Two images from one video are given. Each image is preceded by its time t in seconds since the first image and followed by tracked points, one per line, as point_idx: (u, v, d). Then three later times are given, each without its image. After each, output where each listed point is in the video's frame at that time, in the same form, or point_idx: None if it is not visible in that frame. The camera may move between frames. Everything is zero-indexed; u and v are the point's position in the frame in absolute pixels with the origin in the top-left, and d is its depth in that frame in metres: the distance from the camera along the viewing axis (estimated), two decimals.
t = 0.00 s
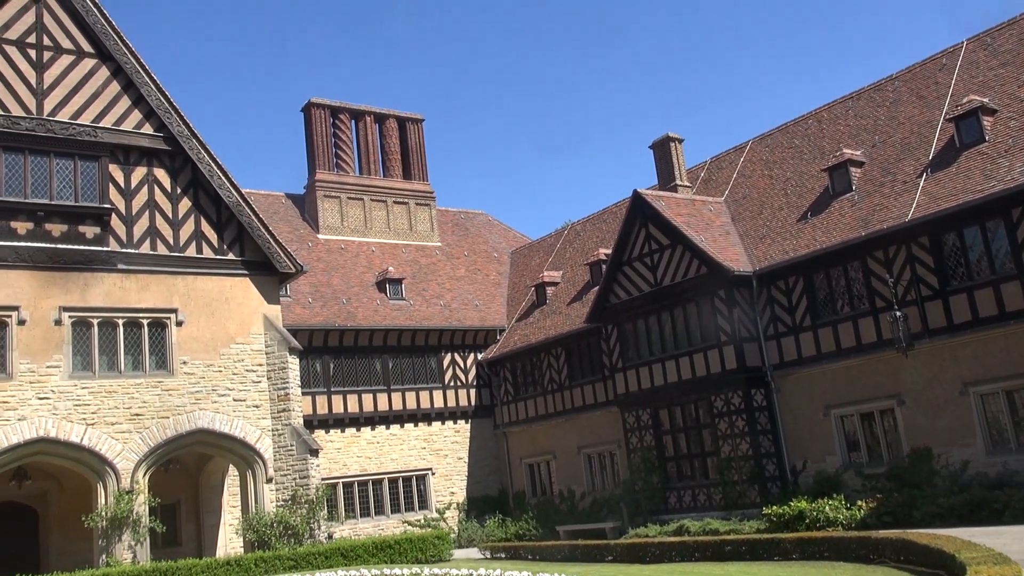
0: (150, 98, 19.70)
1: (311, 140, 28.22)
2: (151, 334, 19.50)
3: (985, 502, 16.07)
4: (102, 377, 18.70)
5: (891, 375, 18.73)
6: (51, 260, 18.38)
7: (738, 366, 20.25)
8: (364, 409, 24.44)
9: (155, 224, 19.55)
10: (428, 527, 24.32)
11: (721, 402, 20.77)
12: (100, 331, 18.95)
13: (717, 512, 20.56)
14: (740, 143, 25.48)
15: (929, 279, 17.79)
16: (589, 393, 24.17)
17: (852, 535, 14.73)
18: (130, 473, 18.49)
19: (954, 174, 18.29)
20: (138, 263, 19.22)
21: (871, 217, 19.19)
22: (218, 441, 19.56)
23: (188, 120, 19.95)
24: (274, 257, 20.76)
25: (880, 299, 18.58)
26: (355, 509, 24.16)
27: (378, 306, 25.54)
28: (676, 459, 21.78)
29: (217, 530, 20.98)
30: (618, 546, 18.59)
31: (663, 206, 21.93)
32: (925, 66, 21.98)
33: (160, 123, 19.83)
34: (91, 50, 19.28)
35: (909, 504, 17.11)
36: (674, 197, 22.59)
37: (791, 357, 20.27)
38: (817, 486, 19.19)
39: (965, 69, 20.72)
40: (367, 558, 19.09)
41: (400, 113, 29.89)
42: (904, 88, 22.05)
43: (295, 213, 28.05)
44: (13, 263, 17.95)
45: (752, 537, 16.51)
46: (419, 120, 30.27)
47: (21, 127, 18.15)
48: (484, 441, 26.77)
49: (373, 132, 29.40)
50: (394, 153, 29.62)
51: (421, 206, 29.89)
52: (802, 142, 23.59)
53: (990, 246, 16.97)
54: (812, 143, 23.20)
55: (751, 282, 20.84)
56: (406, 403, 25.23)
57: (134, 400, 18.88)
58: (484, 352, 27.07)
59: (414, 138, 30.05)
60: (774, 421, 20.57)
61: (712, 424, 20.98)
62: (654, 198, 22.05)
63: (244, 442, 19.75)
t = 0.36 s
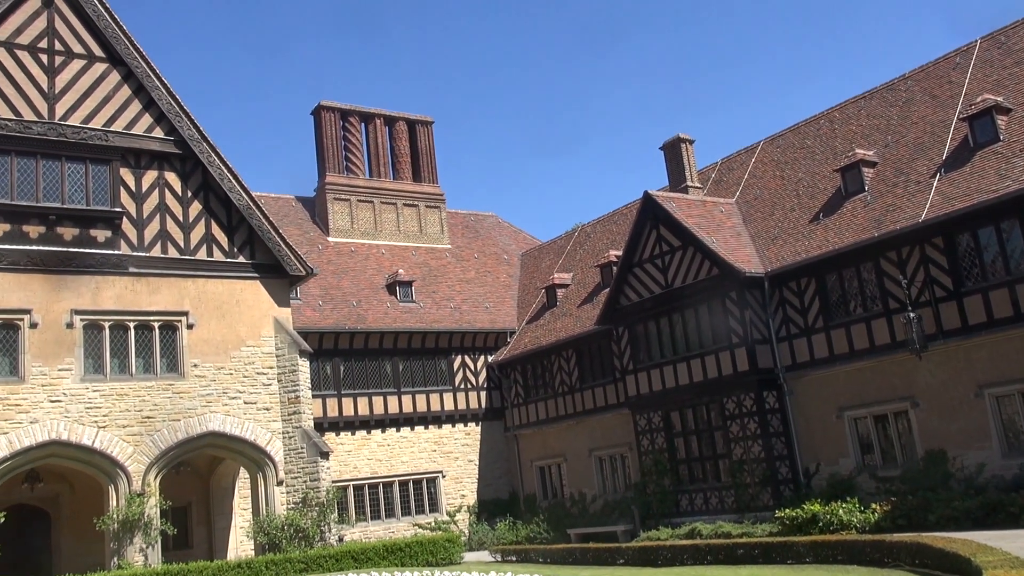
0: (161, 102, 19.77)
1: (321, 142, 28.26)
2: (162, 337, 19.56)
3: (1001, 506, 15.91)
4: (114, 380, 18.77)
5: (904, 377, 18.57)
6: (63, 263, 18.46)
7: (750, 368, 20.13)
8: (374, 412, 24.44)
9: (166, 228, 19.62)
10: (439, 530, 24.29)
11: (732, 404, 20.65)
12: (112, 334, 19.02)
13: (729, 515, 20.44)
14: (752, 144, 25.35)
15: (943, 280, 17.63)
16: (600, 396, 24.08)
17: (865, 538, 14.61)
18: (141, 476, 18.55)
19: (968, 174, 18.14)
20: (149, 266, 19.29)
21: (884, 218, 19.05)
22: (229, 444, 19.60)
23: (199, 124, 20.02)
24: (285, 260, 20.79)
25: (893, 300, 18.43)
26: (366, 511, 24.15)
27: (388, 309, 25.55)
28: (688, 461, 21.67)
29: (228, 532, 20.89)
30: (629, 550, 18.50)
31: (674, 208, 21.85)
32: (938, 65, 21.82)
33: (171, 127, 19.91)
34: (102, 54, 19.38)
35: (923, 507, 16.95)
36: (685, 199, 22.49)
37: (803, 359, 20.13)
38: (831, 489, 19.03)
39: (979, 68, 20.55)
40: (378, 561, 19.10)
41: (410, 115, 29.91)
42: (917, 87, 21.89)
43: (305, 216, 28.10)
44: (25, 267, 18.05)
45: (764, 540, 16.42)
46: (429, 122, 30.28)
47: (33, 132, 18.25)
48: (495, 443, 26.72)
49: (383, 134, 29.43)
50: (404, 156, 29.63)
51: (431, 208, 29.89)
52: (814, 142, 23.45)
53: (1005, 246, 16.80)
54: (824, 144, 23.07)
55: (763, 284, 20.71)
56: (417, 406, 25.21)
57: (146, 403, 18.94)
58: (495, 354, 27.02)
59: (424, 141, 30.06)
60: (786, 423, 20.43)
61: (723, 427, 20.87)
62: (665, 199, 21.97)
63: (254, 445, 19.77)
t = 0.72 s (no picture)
0: (167, 104, 19.65)
1: (327, 143, 28.13)
2: (168, 340, 19.42)
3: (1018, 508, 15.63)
4: (120, 384, 18.64)
5: (919, 378, 18.26)
6: (70, 267, 18.37)
7: (763, 370, 19.85)
8: (382, 416, 24.27)
9: (172, 231, 19.51)
10: (448, 535, 24.09)
11: (745, 406, 20.37)
12: (117, 337, 18.89)
13: (742, 519, 20.17)
14: (763, 142, 25.06)
15: (958, 279, 17.33)
16: (610, 398, 23.82)
17: (881, 542, 14.33)
18: (148, 480, 18.42)
19: (983, 172, 17.83)
20: (154, 269, 19.17)
21: (898, 217, 18.75)
22: (236, 448, 19.45)
23: (205, 125, 19.88)
24: (292, 262, 20.63)
25: (908, 300, 18.13)
26: (374, 516, 23.96)
27: (395, 311, 25.39)
28: (700, 464, 21.40)
29: (236, 537, 20.84)
30: (640, 554, 18.24)
31: (684, 208, 21.59)
32: (952, 61, 21.51)
33: (176, 129, 19.78)
34: (107, 56, 19.25)
35: (939, 510, 16.64)
36: (695, 198, 22.24)
37: (817, 360, 19.83)
38: (845, 492, 18.73)
39: (994, 64, 20.24)
40: (386, 567, 18.94)
41: (416, 116, 29.74)
42: (931, 84, 21.58)
43: (312, 218, 27.96)
44: (31, 271, 17.96)
45: (778, 544, 16.15)
46: (436, 123, 30.11)
47: (38, 135, 18.14)
48: (505, 447, 26.50)
49: (390, 135, 29.27)
50: (411, 156, 29.46)
51: (438, 209, 29.71)
52: (826, 140, 23.16)
53: (1021, 245, 16.49)
54: (836, 142, 22.77)
55: (775, 284, 20.43)
56: (425, 409, 25.02)
57: (152, 407, 18.81)
58: (504, 357, 26.80)
59: (431, 141, 29.88)
60: (800, 425, 20.13)
61: (736, 429, 20.60)
62: (675, 199, 21.71)
63: (261, 449, 19.60)
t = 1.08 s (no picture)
0: (166, 100, 19.12)
1: (332, 140, 27.58)
2: (169, 343, 18.88)
3: None
4: (119, 389, 18.10)
5: (944, 380, 17.55)
6: (67, 268, 17.85)
7: (781, 373, 19.18)
8: (389, 420, 23.70)
9: (172, 230, 18.98)
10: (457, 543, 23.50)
11: (763, 410, 19.70)
12: (116, 340, 18.37)
13: (761, 526, 19.51)
14: (780, 138, 24.38)
15: (984, 278, 16.62)
16: (624, 402, 23.18)
17: (906, 550, 13.68)
18: (148, 488, 17.88)
19: (1010, 166, 17.12)
20: (154, 270, 18.65)
21: (921, 214, 18.05)
22: (239, 454, 18.89)
23: (205, 122, 19.34)
24: (295, 263, 20.06)
25: (931, 300, 17.43)
26: (381, 524, 23.38)
27: (402, 312, 24.82)
28: (716, 470, 20.74)
29: (238, 546, 20.28)
30: (655, 563, 17.58)
31: (700, 205, 20.95)
32: (977, 53, 20.79)
33: (177, 125, 19.26)
34: (106, 51, 18.75)
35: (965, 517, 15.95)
36: (711, 196, 21.59)
37: (837, 362, 19.14)
38: (867, 499, 18.04)
39: (1021, 55, 19.52)
40: None
41: (423, 112, 29.15)
42: (955, 77, 20.86)
43: (316, 216, 27.41)
44: (28, 272, 17.44)
45: (798, 552, 15.49)
46: (443, 119, 29.52)
47: (34, 132, 17.65)
48: (515, 452, 25.88)
49: (396, 131, 28.70)
50: (417, 153, 28.88)
51: (446, 208, 29.11)
52: (846, 135, 22.47)
53: None
54: (857, 137, 22.08)
55: (794, 284, 19.75)
56: (433, 413, 24.43)
57: (152, 412, 18.28)
58: (514, 359, 26.19)
59: (438, 137, 29.30)
60: (820, 429, 19.43)
61: (754, 434, 19.93)
62: (690, 196, 21.07)
63: (264, 455, 19.05)
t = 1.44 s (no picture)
0: (167, 94, 18.62)
1: (337, 134, 27.10)
2: (171, 344, 18.39)
3: None
4: (120, 391, 17.63)
5: (970, 380, 16.88)
6: (66, 267, 17.41)
7: (802, 373, 18.55)
8: (397, 423, 23.17)
9: (173, 228, 18.49)
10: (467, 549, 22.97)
11: (783, 411, 19.07)
12: (117, 341, 17.90)
13: (781, 531, 18.88)
14: (799, 131, 23.74)
15: (1011, 274, 15.96)
16: (639, 403, 22.57)
17: (931, 554, 13.12)
18: (150, 492, 17.40)
19: None
20: (156, 269, 18.19)
21: (946, 208, 17.40)
22: (243, 457, 18.39)
23: (207, 116, 18.86)
24: (300, 261, 19.55)
25: (957, 297, 16.77)
26: (389, 529, 22.86)
27: (411, 312, 24.29)
28: (735, 473, 20.12)
29: (242, 552, 19.91)
30: (672, 569, 16.96)
31: (717, 200, 20.34)
32: (1003, 42, 20.10)
33: (178, 120, 18.80)
34: (105, 44, 18.36)
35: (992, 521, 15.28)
36: (728, 190, 20.98)
37: (859, 362, 18.49)
38: (890, 503, 17.38)
39: None
40: None
41: (430, 105, 28.63)
42: (980, 67, 20.18)
43: (322, 213, 26.93)
44: (26, 271, 17.02)
45: (819, 557, 14.89)
46: (451, 112, 28.98)
47: (31, 127, 17.28)
48: (527, 455, 25.31)
49: (403, 125, 28.19)
50: (425, 147, 28.36)
51: (455, 204, 28.56)
52: (868, 128, 21.80)
53: None
54: (879, 129, 21.42)
55: (814, 281, 19.11)
56: (443, 415, 23.90)
57: (153, 415, 17.80)
58: (526, 360, 25.62)
59: (446, 131, 28.77)
60: (842, 431, 18.76)
61: (773, 436, 19.30)
62: (707, 191, 20.47)
63: (269, 458, 18.54)
